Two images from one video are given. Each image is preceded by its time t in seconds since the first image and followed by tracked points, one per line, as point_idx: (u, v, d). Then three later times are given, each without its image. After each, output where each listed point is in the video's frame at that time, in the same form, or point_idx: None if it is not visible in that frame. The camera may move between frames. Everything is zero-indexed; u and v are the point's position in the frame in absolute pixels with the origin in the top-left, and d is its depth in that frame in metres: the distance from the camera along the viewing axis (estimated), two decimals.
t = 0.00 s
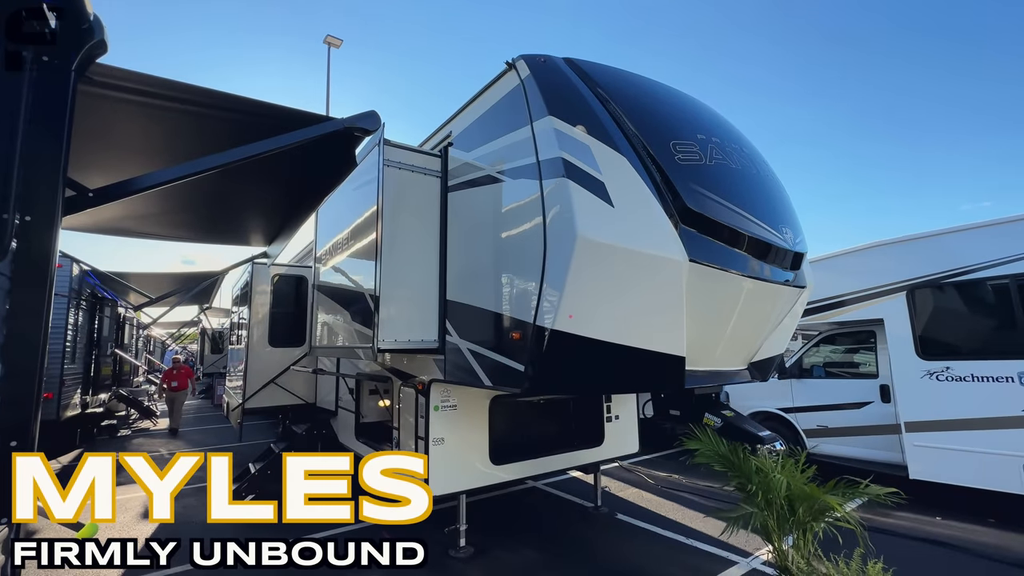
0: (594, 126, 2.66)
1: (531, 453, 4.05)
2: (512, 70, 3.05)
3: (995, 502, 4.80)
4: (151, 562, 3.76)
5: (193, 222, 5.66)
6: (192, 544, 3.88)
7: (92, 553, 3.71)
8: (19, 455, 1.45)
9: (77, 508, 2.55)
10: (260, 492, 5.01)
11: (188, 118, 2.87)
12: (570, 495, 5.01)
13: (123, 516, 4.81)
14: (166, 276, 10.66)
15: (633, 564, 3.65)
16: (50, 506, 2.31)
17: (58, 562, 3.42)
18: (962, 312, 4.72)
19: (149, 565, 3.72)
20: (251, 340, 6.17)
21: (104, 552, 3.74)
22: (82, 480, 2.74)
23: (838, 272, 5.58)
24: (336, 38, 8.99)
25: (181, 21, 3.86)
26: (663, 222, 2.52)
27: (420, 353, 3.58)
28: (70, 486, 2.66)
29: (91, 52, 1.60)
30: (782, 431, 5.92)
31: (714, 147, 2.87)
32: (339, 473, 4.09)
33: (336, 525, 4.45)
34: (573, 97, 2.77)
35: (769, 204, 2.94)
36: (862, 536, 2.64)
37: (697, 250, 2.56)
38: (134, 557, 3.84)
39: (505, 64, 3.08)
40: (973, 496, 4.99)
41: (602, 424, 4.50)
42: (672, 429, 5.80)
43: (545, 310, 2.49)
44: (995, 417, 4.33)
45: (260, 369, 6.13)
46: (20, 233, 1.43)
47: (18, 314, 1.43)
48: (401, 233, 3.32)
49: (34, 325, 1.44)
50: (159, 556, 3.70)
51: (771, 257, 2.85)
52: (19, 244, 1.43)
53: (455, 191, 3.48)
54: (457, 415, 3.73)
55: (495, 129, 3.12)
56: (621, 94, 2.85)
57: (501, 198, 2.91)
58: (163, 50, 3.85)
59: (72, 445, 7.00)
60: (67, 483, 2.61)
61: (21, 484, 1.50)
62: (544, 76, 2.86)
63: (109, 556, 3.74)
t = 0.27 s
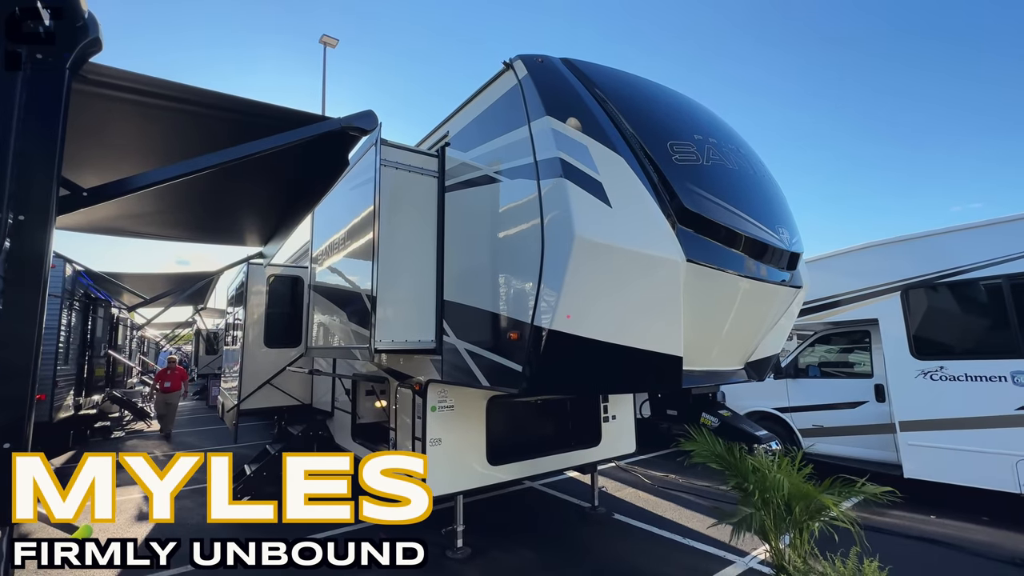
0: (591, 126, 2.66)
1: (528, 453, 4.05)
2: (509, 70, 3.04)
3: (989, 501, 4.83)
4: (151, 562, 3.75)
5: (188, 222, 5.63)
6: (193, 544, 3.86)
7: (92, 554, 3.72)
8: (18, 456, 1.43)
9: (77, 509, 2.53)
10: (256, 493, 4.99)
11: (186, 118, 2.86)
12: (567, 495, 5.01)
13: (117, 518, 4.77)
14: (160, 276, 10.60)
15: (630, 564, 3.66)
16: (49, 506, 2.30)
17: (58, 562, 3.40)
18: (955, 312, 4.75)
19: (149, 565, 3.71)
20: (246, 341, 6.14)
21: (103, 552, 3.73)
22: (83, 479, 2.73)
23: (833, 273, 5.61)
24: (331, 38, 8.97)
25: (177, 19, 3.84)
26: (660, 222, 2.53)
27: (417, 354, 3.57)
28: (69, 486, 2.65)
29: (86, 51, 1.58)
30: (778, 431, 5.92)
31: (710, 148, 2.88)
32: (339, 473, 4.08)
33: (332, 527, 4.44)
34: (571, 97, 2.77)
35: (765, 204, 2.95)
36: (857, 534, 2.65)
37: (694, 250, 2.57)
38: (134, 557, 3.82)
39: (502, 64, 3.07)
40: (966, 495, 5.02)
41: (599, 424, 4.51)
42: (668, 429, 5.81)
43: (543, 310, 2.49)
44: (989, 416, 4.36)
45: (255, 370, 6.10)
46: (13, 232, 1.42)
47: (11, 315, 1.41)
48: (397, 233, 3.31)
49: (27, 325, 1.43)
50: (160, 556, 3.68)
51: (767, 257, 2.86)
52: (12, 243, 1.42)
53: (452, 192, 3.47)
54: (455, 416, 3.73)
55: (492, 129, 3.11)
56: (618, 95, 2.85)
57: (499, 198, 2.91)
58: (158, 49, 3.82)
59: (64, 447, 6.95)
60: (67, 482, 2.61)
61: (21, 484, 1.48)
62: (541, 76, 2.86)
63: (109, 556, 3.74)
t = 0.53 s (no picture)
0: (588, 126, 2.66)
1: (525, 454, 4.05)
2: (506, 71, 3.04)
3: (984, 500, 4.85)
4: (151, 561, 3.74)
5: (184, 222, 5.61)
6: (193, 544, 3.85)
7: (89, 556, 3.71)
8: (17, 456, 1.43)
9: (76, 509, 2.52)
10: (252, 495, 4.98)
11: (183, 117, 2.84)
12: (565, 495, 5.01)
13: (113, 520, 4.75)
14: (155, 277, 10.56)
15: (628, 564, 3.66)
16: (49, 506, 2.31)
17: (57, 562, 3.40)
18: (951, 312, 4.77)
19: (148, 565, 3.69)
20: (243, 342, 6.12)
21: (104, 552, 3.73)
22: (82, 479, 2.73)
23: (829, 273, 5.63)
24: (327, 38, 8.95)
25: (174, 18, 3.82)
26: (657, 223, 2.53)
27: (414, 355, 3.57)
28: (69, 486, 2.64)
29: (81, 51, 1.57)
30: (775, 431, 5.95)
31: (707, 148, 2.89)
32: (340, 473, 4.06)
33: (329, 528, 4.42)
34: (568, 97, 2.77)
35: (762, 204, 2.95)
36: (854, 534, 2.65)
37: (691, 250, 2.57)
38: (134, 557, 3.81)
39: (499, 64, 3.07)
40: (962, 494, 5.04)
41: (596, 424, 4.50)
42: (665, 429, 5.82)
43: (540, 310, 2.49)
44: (984, 416, 4.38)
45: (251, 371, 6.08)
46: (5, 233, 1.42)
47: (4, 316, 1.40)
48: (394, 234, 3.31)
49: (20, 327, 1.42)
50: (160, 556, 3.67)
51: (764, 257, 2.87)
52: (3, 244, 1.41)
53: (449, 192, 3.47)
54: (452, 416, 3.73)
55: (489, 129, 3.11)
56: (615, 95, 2.85)
57: (496, 199, 2.91)
58: (154, 49, 3.81)
59: (58, 449, 6.91)
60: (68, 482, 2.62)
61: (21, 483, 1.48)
62: (538, 76, 2.86)
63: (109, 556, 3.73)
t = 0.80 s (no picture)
0: (586, 127, 2.66)
1: (523, 455, 4.05)
2: (504, 71, 3.04)
3: (981, 500, 4.87)
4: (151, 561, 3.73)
5: (181, 223, 5.60)
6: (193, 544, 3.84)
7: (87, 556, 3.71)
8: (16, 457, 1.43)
9: (76, 509, 2.52)
10: (250, 496, 4.96)
11: (181, 118, 2.84)
12: (563, 496, 5.00)
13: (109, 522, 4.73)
14: (152, 278, 10.53)
15: (626, 564, 3.66)
16: (49, 506, 2.30)
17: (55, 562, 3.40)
18: (947, 312, 4.79)
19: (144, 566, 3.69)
20: (240, 343, 6.11)
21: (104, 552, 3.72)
22: (82, 479, 2.72)
23: (827, 273, 5.64)
24: (326, 38, 8.94)
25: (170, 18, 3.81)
26: (655, 223, 2.53)
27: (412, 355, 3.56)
28: (69, 486, 2.63)
29: (77, 52, 1.57)
30: (773, 431, 5.97)
31: (705, 149, 2.89)
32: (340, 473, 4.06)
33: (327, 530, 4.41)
34: (566, 98, 2.77)
35: (760, 205, 2.96)
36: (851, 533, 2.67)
37: (689, 251, 2.57)
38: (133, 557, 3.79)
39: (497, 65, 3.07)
40: (959, 493, 5.06)
41: (595, 425, 4.51)
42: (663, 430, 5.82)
43: (537, 311, 2.49)
44: (981, 415, 4.39)
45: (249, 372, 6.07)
46: None
47: None
48: (392, 234, 3.30)
49: (14, 329, 1.41)
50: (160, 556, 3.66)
51: (761, 258, 2.87)
52: None
53: (446, 192, 3.47)
54: (450, 417, 3.73)
55: (487, 130, 3.11)
56: (613, 96, 2.85)
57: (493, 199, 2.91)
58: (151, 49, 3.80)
59: (54, 451, 6.88)
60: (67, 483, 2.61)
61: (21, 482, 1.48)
62: (536, 77, 2.86)
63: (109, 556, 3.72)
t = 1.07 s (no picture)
0: (585, 128, 2.66)
1: (522, 456, 4.04)
2: (503, 71, 3.04)
3: (979, 499, 4.88)
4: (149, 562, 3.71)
5: (179, 223, 5.59)
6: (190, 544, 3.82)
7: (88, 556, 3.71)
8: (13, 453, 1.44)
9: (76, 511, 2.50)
10: (249, 497, 4.95)
11: (181, 119, 2.84)
12: (561, 496, 5.00)
13: (106, 524, 4.72)
14: (150, 279, 10.51)
15: (625, 565, 3.66)
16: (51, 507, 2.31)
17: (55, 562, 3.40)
18: (946, 312, 4.80)
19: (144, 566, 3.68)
20: (238, 344, 6.10)
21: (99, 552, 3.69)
22: (83, 480, 2.71)
23: (825, 273, 5.65)
24: (324, 38, 8.93)
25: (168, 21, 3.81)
26: (654, 223, 2.53)
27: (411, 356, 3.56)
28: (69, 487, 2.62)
29: (74, 53, 1.56)
30: (771, 431, 5.98)
31: (703, 149, 2.89)
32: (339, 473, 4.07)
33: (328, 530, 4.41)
34: (565, 99, 2.77)
35: (758, 205, 2.96)
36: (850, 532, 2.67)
37: (688, 251, 2.57)
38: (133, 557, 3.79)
39: (496, 65, 3.06)
40: (957, 493, 5.07)
41: (594, 425, 4.51)
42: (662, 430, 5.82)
43: (536, 311, 2.49)
44: (978, 415, 4.40)
45: (247, 373, 6.06)
46: None
47: None
48: (391, 235, 3.30)
49: (12, 330, 1.40)
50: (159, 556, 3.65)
51: (760, 258, 2.88)
52: None
53: (445, 193, 3.47)
54: (449, 418, 3.72)
55: (486, 130, 3.10)
56: (611, 96, 2.85)
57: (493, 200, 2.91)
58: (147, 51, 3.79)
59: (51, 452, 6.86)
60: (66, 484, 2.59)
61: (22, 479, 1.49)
62: (535, 77, 2.86)
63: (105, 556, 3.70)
